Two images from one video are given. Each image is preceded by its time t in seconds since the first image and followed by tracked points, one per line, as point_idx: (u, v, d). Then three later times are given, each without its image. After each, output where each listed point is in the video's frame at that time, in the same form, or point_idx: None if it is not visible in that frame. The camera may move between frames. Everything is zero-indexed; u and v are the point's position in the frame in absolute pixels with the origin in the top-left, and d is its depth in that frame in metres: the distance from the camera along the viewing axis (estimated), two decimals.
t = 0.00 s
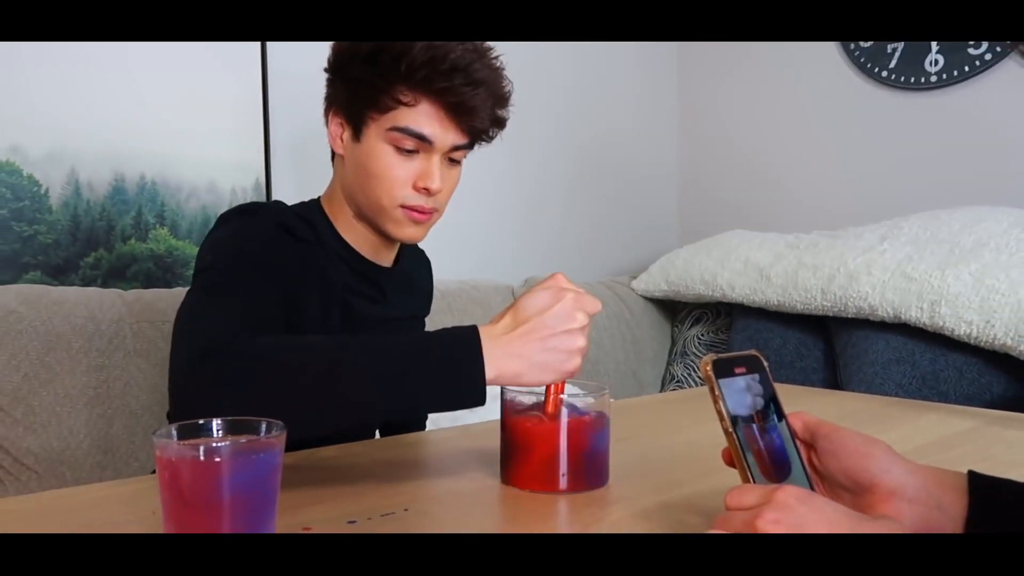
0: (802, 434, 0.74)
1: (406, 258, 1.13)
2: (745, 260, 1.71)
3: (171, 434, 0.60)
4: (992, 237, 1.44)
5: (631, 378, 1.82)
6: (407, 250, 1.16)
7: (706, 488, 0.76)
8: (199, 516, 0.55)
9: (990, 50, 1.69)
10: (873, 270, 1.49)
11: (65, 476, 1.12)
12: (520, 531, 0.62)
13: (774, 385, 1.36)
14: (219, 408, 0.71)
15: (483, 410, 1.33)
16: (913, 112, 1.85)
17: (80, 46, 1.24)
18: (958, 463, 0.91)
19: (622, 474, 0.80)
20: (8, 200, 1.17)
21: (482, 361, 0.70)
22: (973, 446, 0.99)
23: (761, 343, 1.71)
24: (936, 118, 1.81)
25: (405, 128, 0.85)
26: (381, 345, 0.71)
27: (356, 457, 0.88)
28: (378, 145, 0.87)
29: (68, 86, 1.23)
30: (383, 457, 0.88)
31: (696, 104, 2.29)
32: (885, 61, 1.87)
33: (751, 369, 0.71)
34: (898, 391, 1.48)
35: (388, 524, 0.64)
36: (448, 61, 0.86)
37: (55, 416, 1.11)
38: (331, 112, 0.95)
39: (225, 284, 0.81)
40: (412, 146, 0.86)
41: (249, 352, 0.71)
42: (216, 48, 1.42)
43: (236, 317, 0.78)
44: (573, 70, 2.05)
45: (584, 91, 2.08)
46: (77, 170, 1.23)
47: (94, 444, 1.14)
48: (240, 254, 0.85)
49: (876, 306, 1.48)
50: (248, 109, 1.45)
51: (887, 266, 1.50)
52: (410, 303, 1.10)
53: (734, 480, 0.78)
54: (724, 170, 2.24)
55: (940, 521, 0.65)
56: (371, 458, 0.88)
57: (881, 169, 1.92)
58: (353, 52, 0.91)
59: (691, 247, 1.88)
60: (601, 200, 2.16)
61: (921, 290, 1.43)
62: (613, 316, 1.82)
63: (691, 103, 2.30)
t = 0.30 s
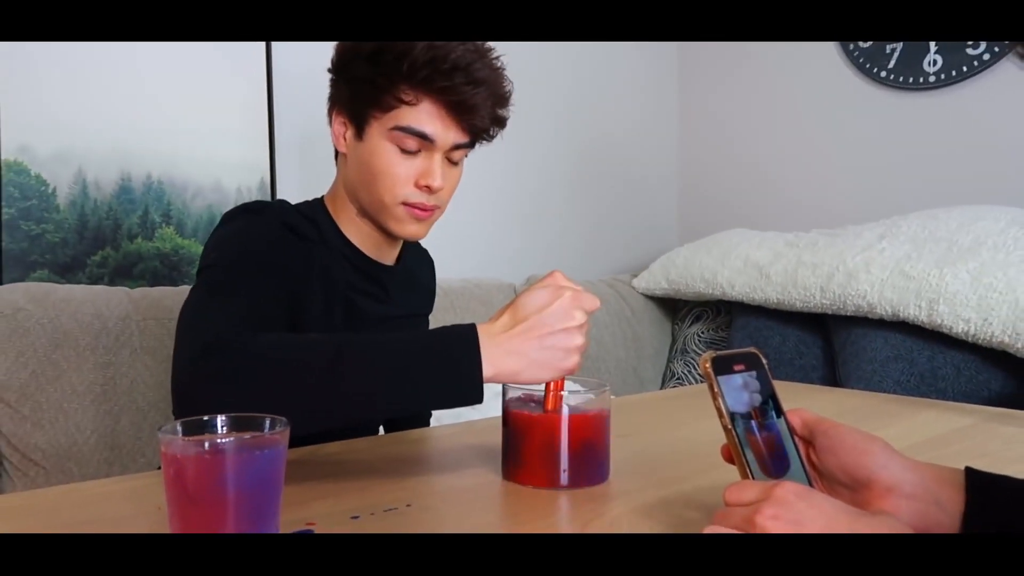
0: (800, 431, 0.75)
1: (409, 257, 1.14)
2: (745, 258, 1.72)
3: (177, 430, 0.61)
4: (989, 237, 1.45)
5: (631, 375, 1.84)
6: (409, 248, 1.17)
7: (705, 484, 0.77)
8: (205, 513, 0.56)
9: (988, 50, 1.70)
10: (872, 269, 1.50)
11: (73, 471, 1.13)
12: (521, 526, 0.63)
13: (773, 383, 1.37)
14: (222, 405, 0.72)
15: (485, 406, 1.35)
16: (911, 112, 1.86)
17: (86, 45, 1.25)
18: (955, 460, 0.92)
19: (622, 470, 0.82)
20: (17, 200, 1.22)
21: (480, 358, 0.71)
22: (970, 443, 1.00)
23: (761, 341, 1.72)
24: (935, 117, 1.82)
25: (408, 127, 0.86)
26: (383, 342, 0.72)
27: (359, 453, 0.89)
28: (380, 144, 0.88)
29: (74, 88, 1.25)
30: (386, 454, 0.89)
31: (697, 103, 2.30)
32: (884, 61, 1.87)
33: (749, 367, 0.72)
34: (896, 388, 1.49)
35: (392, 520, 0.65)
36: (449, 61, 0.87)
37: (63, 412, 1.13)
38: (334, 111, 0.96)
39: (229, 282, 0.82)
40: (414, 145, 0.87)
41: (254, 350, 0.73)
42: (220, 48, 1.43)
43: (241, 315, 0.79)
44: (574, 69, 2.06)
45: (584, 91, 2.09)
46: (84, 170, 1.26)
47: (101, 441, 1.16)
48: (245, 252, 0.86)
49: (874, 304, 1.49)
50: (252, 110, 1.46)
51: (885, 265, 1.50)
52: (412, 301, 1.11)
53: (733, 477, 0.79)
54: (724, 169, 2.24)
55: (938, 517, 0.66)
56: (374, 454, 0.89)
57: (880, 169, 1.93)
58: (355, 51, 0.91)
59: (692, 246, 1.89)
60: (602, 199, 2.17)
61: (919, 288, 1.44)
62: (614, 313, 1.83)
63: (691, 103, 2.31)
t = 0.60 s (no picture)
0: (798, 428, 0.76)
1: (411, 255, 1.15)
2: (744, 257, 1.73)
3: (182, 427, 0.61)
4: (987, 236, 1.46)
5: (632, 373, 1.85)
6: (411, 247, 1.18)
7: (703, 481, 0.78)
8: (208, 510, 0.56)
9: (986, 51, 1.71)
10: (870, 268, 1.51)
11: (79, 467, 1.15)
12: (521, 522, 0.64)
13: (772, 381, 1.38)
14: (226, 403, 0.73)
15: (486, 404, 1.36)
16: (910, 113, 1.87)
17: (92, 46, 1.26)
18: (950, 457, 0.93)
19: (622, 467, 0.83)
20: (24, 198, 1.24)
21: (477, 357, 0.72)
22: (967, 440, 1.01)
23: (760, 339, 1.72)
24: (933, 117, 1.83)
25: (410, 125, 0.87)
26: (383, 341, 0.73)
27: (362, 450, 0.90)
28: (383, 143, 0.89)
29: (82, 89, 1.27)
30: (388, 450, 0.90)
31: (697, 103, 2.31)
32: (883, 61, 1.88)
33: (747, 366, 0.73)
34: (894, 386, 1.50)
35: (395, 516, 0.65)
36: (450, 61, 0.88)
37: (69, 410, 1.14)
38: (336, 111, 0.98)
39: (231, 282, 0.83)
40: (416, 144, 0.88)
41: (257, 348, 0.74)
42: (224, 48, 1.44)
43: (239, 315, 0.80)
44: (574, 69, 2.07)
45: (585, 91, 2.10)
46: (91, 169, 1.27)
47: (107, 437, 1.17)
48: (246, 252, 0.87)
49: (873, 303, 1.49)
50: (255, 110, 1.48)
51: (884, 264, 1.51)
52: (414, 300, 1.12)
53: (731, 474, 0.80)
54: (725, 168, 2.25)
55: (934, 513, 0.67)
56: (377, 451, 0.90)
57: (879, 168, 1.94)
58: (358, 52, 0.93)
59: (692, 245, 1.90)
60: (603, 198, 2.18)
61: (917, 287, 1.45)
62: (615, 312, 1.84)
63: (692, 102, 2.33)
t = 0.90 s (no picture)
0: (796, 427, 0.77)
1: (411, 255, 1.16)
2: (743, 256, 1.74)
3: (186, 425, 0.62)
4: (984, 235, 1.47)
5: (631, 371, 1.85)
6: (412, 247, 1.19)
7: (701, 479, 0.79)
8: (212, 507, 0.57)
9: (984, 52, 1.72)
10: (868, 267, 1.52)
11: (83, 465, 1.15)
12: (521, 519, 0.65)
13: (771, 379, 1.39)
14: (228, 402, 0.74)
15: (486, 402, 1.37)
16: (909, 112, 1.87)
17: (96, 46, 1.27)
18: (946, 455, 0.94)
19: (621, 465, 0.83)
20: (28, 198, 1.24)
21: (477, 356, 0.72)
22: (964, 439, 1.01)
23: (759, 338, 1.73)
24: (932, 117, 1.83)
25: (409, 125, 0.88)
26: (384, 341, 0.74)
27: (364, 448, 0.91)
28: (382, 143, 0.90)
29: (87, 90, 1.28)
30: (389, 448, 0.91)
31: (697, 102, 2.32)
32: (882, 62, 1.89)
33: (745, 364, 0.74)
34: (892, 385, 1.50)
35: (396, 514, 0.66)
36: (448, 60, 0.89)
37: (74, 408, 1.15)
38: (336, 111, 0.98)
39: (232, 283, 0.84)
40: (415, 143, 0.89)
41: (258, 348, 0.74)
42: (227, 48, 1.45)
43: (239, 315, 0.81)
44: (575, 69, 2.07)
45: (585, 90, 2.11)
46: (95, 170, 1.28)
47: (111, 435, 1.18)
48: (247, 252, 0.87)
49: (870, 302, 1.50)
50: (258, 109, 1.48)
51: (882, 263, 1.52)
52: (414, 298, 1.13)
53: (729, 472, 0.81)
54: (724, 167, 2.26)
55: (931, 512, 0.67)
56: (378, 448, 0.91)
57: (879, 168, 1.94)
58: (357, 52, 0.93)
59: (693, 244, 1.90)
60: (604, 197, 2.19)
61: (915, 287, 1.46)
62: (615, 311, 1.85)
63: (693, 101, 2.33)
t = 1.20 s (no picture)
0: (794, 427, 0.77)
1: (411, 255, 1.16)
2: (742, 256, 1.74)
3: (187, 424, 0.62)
4: (983, 235, 1.47)
5: (631, 371, 1.86)
6: (412, 247, 1.19)
7: (700, 478, 0.79)
8: (215, 506, 0.58)
9: (982, 53, 1.72)
10: (867, 267, 1.52)
11: (85, 464, 1.16)
12: (521, 518, 0.65)
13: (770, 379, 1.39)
14: (229, 402, 0.74)
15: (486, 401, 1.37)
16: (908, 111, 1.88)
17: (98, 46, 1.27)
18: (943, 454, 0.95)
19: (621, 464, 0.84)
20: (31, 198, 1.25)
21: (475, 355, 0.73)
22: (962, 437, 1.02)
23: (759, 338, 1.74)
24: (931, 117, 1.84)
25: (409, 126, 0.88)
26: (383, 340, 0.74)
27: (365, 446, 0.92)
28: (382, 143, 0.90)
29: (89, 91, 1.28)
30: (389, 447, 0.91)
31: (696, 102, 2.33)
32: (880, 63, 1.90)
33: (743, 364, 0.74)
34: (891, 384, 1.51)
35: (396, 514, 0.67)
36: (448, 61, 0.89)
37: (76, 407, 1.15)
38: (336, 111, 0.99)
39: (233, 283, 0.84)
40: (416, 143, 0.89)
41: (259, 348, 0.75)
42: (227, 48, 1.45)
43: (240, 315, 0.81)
44: (574, 68, 2.08)
45: (585, 90, 2.11)
46: (97, 170, 1.28)
47: (114, 434, 1.18)
48: (248, 252, 0.88)
49: (869, 302, 1.51)
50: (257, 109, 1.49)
51: (881, 263, 1.53)
52: (414, 298, 1.13)
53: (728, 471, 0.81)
54: (724, 167, 2.26)
55: (928, 511, 0.68)
56: (379, 447, 0.92)
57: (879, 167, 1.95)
58: (358, 53, 0.94)
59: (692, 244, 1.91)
60: (604, 196, 2.19)
61: (914, 286, 1.46)
62: (615, 311, 1.85)
63: (693, 99, 2.34)
